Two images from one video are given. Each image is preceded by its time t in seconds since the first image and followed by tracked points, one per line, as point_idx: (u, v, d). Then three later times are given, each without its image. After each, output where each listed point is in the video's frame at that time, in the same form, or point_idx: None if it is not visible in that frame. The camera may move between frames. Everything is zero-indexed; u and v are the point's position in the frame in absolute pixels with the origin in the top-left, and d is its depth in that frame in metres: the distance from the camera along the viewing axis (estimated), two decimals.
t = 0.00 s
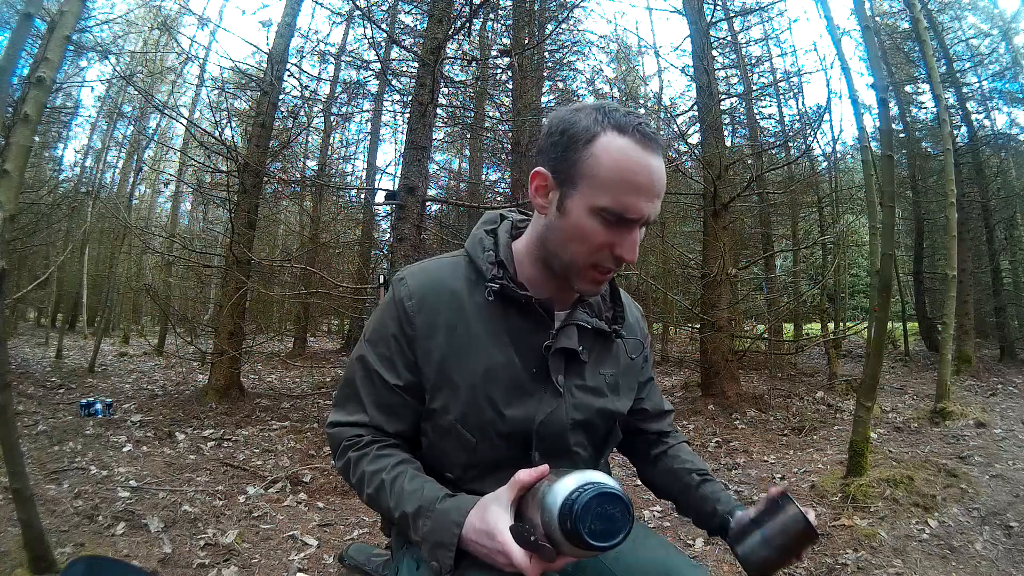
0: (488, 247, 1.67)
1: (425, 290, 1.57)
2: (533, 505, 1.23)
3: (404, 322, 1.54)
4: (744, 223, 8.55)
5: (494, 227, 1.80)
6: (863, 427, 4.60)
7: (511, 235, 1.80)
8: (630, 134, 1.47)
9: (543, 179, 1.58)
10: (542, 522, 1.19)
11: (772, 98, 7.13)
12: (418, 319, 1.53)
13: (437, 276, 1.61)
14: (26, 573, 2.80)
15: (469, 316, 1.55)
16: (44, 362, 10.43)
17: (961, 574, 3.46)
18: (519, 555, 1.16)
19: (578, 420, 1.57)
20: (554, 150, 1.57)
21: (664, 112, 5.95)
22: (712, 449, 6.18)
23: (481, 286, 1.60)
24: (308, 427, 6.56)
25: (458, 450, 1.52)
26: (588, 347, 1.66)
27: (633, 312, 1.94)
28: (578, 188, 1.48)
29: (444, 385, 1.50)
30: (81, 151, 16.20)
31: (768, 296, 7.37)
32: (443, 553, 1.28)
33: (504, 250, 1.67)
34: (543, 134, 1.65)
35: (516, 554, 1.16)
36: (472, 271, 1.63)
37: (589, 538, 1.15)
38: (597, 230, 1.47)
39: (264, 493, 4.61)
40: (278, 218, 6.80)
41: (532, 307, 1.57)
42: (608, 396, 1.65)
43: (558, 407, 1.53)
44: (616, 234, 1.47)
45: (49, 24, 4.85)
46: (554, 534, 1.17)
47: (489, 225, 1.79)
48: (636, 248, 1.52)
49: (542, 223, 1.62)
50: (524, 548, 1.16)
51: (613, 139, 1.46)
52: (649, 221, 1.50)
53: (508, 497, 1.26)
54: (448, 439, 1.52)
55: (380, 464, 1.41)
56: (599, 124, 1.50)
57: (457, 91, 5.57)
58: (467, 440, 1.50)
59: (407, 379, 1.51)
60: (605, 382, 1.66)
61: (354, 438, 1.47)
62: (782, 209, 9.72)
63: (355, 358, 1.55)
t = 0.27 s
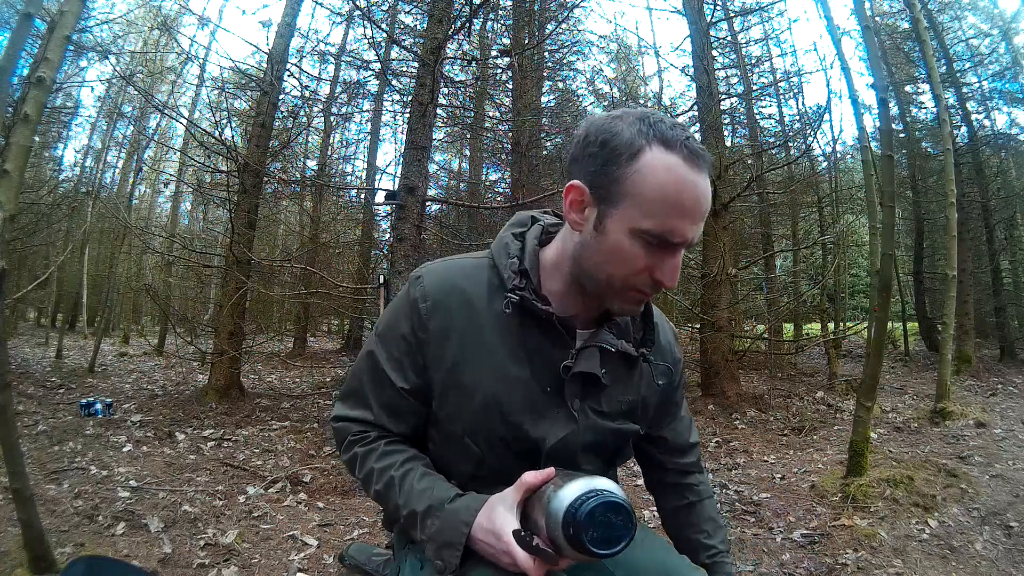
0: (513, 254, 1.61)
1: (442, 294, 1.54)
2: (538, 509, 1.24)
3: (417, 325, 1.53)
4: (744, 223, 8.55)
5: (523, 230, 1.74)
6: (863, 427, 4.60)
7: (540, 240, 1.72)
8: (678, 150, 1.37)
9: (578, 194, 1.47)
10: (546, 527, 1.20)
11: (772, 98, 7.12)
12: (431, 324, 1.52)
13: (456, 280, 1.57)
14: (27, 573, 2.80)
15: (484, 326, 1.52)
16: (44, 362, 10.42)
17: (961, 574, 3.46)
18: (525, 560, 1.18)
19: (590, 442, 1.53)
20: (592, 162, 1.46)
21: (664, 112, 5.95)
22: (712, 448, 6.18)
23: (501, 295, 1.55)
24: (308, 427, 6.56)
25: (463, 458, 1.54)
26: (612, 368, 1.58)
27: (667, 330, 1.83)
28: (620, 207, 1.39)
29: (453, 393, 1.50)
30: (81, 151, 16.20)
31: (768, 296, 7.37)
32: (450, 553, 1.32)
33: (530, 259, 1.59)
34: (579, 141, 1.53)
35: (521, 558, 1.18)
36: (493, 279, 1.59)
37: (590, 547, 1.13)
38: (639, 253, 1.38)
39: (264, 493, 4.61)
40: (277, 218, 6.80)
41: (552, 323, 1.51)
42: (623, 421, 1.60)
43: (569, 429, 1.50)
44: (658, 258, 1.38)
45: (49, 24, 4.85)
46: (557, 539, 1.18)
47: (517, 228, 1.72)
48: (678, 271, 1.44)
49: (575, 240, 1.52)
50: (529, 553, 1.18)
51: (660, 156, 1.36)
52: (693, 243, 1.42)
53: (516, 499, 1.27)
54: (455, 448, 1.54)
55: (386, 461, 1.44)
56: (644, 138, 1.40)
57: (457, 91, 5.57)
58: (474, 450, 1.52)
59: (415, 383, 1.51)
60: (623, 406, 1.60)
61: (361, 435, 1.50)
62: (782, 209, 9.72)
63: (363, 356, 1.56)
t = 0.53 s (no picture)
0: (538, 264, 1.57)
1: (459, 300, 1.53)
2: (554, 511, 1.24)
3: (431, 330, 1.51)
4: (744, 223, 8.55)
5: (551, 238, 1.71)
6: (863, 427, 4.59)
7: (569, 251, 1.68)
8: (715, 178, 1.34)
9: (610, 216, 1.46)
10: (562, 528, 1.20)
11: (772, 98, 7.13)
12: (445, 331, 1.50)
13: (475, 288, 1.55)
14: (27, 573, 2.80)
15: (501, 339, 1.50)
16: (44, 362, 10.43)
17: (961, 574, 3.46)
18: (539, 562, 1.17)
19: (600, 464, 1.52)
20: (626, 184, 1.45)
21: (664, 112, 5.96)
22: (712, 449, 6.18)
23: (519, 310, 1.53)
24: (308, 427, 6.57)
25: (467, 462, 1.54)
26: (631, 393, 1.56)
27: (694, 355, 1.78)
28: (651, 232, 1.37)
29: (464, 401, 1.49)
30: (81, 152, 16.22)
31: (768, 296, 7.38)
32: (460, 552, 1.31)
33: (556, 272, 1.56)
34: (613, 162, 1.52)
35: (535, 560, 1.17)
36: (514, 290, 1.57)
37: (610, 549, 1.14)
38: (668, 281, 1.36)
39: (264, 493, 4.61)
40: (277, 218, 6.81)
41: (572, 344, 1.49)
42: (635, 446, 1.58)
43: (581, 449, 1.49)
44: (688, 288, 1.36)
45: (49, 24, 4.86)
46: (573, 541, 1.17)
47: (545, 237, 1.69)
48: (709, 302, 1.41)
49: (605, 262, 1.51)
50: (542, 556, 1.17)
51: (696, 183, 1.34)
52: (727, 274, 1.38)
53: (531, 502, 1.28)
54: (461, 455, 1.54)
55: (394, 459, 1.44)
56: (681, 164, 1.38)
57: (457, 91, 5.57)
58: (480, 459, 1.51)
59: (426, 389, 1.50)
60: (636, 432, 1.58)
61: (368, 432, 1.50)
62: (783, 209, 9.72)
63: (374, 355, 1.55)
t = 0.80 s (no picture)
0: (530, 258, 1.59)
1: (454, 298, 1.53)
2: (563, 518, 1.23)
3: (427, 329, 1.51)
4: (744, 223, 8.55)
5: (544, 235, 1.73)
6: (863, 427, 4.59)
7: (561, 246, 1.69)
8: (691, 158, 1.31)
9: (591, 196, 1.46)
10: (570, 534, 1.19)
11: (772, 98, 7.13)
12: (442, 328, 1.50)
13: (471, 286, 1.56)
14: (27, 573, 2.80)
15: (498, 336, 1.50)
16: (44, 362, 10.43)
17: (961, 574, 3.46)
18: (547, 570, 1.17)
19: (601, 458, 1.51)
20: (607, 164, 1.44)
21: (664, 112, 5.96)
22: (712, 449, 6.18)
23: (514, 305, 1.53)
24: (308, 427, 6.57)
25: (468, 463, 1.54)
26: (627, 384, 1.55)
27: (687, 345, 1.78)
28: (625, 210, 1.35)
29: (463, 399, 1.49)
30: (81, 151, 16.22)
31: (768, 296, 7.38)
32: (462, 557, 1.31)
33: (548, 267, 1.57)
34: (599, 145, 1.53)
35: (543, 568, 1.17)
36: (509, 285, 1.57)
37: (619, 558, 1.13)
38: (638, 259, 1.33)
39: (264, 494, 4.61)
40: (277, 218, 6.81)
41: (568, 336, 1.49)
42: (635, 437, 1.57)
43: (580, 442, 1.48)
44: (659, 267, 1.32)
45: (49, 24, 4.85)
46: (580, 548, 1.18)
47: (536, 234, 1.71)
48: (684, 284, 1.36)
49: (586, 243, 1.49)
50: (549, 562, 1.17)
51: (670, 162, 1.31)
52: (703, 257, 1.33)
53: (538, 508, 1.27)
54: (462, 456, 1.54)
55: (395, 464, 1.44)
56: (659, 143, 1.36)
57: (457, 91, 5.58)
58: (480, 461, 1.51)
59: (424, 388, 1.50)
60: (636, 423, 1.57)
61: (368, 437, 1.50)
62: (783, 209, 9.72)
63: (373, 357, 1.55)
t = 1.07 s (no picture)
0: (491, 246, 1.62)
1: (429, 288, 1.55)
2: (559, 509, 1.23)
3: (407, 320, 1.52)
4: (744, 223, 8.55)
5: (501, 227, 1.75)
6: (863, 427, 4.59)
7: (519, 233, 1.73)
8: (607, 121, 1.36)
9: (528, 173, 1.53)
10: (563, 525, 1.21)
11: (772, 98, 7.13)
12: (420, 317, 1.51)
13: (442, 276, 1.57)
14: (26, 573, 2.80)
15: (472, 317, 1.51)
16: (44, 362, 10.43)
17: (961, 574, 3.45)
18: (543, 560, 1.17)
19: (578, 422, 1.52)
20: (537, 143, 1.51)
21: (664, 111, 5.96)
22: (712, 449, 6.17)
23: (482, 288, 1.56)
24: (308, 427, 6.57)
25: (459, 448, 1.51)
26: (594, 351, 1.58)
27: (647, 313, 1.83)
28: (550, 179, 1.41)
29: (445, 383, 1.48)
30: (82, 151, 16.25)
31: (768, 296, 7.39)
32: (458, 552, 1.29)
33: (509, 251, 1.60)
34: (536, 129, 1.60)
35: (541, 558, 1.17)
36: (476, 271, 1.59)
37: (610, 547, 1.15)
38: (569, 222, 1.38)
39: (264, 494, 4.61)
40: (277, 218, 6.81)
41: (533, 310, 1.52)
42: (610, 402, 1.58)
43: (557, 406, 1.49)
44: (588, 226, 1.38)
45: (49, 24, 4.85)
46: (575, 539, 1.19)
47: (497, 224, 1.73)
48: (615, 241, 1.41)
49: (529, 219, 1.55)
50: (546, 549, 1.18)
51: (585, 127, 1.35)
52: (630, 211, 1.39)
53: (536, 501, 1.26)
54: (452, 442, 1.51)
55: (391, 464, 1.41)
56: (576, 112, 1.41)
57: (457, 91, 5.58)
58: (470, 447, 1.49)
59: (412, 378, 1.50)
60: (608, 388, 1.59)
61: (363, 440, 1.47)
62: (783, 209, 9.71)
63: (361, 356, 1.55)
